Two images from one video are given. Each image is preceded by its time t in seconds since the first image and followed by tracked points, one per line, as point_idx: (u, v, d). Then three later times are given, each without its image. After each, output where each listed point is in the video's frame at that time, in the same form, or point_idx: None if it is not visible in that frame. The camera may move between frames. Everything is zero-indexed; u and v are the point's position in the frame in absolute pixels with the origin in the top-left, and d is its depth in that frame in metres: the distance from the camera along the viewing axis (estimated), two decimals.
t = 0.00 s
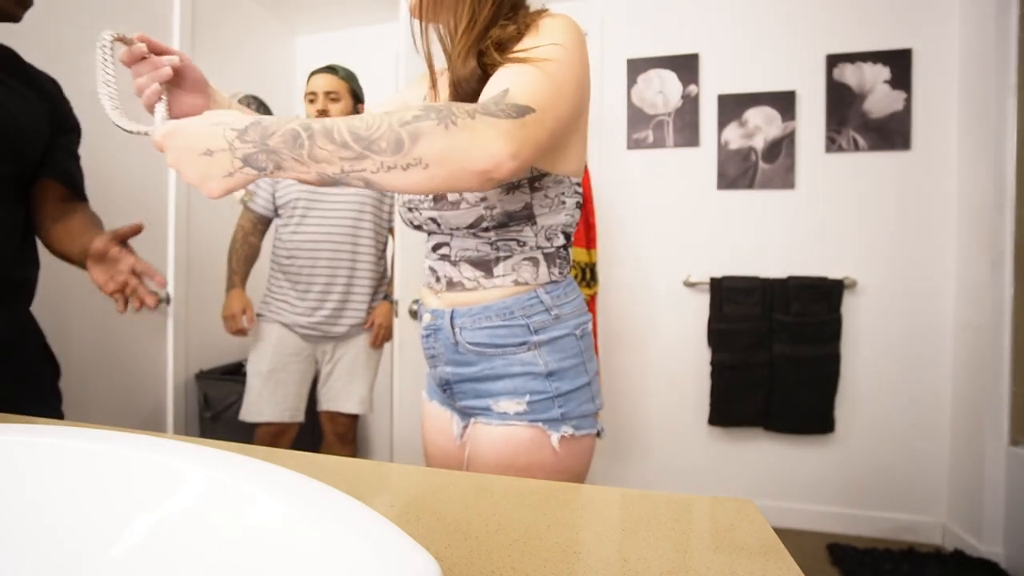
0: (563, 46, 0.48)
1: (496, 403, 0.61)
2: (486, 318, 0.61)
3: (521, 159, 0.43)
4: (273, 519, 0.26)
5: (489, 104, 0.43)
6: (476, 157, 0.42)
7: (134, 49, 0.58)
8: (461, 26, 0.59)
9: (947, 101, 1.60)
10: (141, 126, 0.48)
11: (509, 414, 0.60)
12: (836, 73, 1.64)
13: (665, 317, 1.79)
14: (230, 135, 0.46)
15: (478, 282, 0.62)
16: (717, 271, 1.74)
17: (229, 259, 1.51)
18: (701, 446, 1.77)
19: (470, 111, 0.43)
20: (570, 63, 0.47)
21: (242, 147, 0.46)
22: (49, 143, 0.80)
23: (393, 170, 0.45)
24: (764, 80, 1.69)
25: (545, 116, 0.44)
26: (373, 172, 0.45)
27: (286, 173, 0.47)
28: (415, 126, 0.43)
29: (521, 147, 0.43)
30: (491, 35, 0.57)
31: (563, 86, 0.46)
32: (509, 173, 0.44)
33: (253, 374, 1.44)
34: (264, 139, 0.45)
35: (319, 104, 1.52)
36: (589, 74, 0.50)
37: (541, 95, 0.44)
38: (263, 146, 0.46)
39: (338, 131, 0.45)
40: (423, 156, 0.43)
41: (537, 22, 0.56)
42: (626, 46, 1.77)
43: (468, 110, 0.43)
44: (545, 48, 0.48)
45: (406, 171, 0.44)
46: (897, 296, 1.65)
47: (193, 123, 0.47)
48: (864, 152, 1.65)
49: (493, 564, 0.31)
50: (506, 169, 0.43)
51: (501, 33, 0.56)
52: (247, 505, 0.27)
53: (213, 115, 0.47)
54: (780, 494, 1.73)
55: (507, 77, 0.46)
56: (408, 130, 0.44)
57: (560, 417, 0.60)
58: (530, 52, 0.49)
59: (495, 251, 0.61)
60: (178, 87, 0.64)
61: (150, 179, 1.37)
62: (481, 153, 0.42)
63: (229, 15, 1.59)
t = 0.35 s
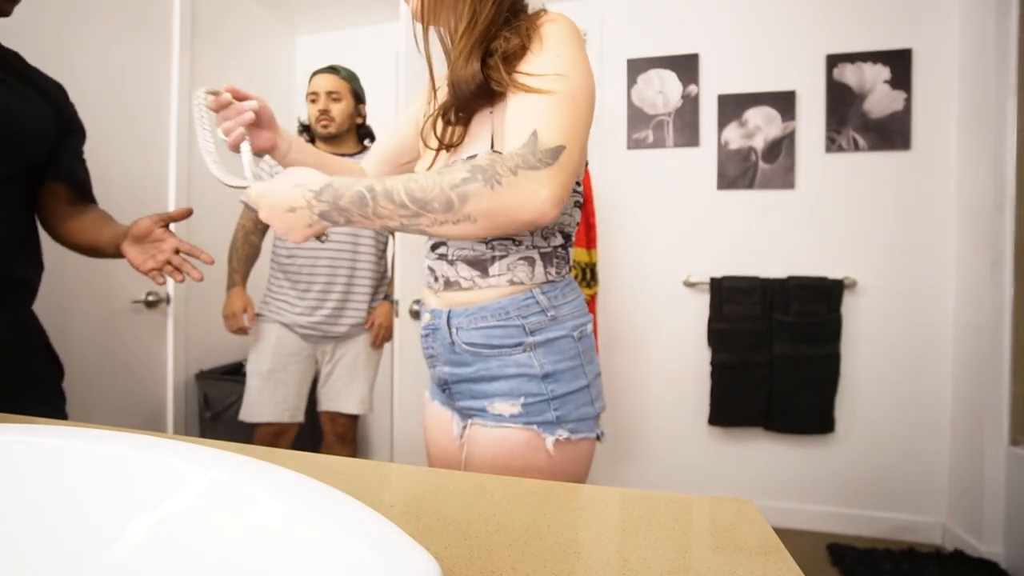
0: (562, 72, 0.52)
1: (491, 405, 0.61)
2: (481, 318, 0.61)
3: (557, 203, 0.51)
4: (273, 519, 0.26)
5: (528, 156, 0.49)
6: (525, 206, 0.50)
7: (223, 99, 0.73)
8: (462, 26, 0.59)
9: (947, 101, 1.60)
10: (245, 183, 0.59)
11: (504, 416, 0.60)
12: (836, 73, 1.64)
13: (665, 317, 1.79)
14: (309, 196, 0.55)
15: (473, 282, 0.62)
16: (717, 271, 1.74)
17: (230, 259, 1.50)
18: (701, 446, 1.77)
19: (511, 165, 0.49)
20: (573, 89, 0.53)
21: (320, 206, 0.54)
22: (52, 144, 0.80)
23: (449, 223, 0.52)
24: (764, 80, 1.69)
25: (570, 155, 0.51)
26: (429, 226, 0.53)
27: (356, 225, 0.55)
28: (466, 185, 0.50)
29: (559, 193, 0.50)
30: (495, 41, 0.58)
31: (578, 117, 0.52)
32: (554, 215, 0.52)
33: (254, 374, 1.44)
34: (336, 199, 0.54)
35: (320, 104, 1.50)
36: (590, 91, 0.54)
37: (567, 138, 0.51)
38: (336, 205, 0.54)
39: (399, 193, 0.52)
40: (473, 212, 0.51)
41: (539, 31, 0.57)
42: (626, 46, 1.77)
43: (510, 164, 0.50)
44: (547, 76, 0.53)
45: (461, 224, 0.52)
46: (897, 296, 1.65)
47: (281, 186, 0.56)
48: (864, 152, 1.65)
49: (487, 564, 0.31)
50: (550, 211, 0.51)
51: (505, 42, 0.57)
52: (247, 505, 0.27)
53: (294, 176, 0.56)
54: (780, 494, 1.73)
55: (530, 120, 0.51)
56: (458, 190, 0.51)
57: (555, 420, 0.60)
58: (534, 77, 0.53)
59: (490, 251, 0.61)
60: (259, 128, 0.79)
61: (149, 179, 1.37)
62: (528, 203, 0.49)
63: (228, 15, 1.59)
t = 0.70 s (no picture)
0: (579, 87, 0.54)
1: (494, 405, 0.61)
2: (485, 318, 0.61)
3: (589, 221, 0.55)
4: (273, 519, 0.26)
5: (560, 185, 0.52)
6: (561, 231, 0.54)
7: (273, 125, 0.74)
8: (468, 27, 0.59)
9: (947, 100, 1.60)
10: (298, 201, 0.60)
11: (507, 416, 0.60)
12: (836, 73, 1.64)
13: (665, 317, 1.79)
14: (363, 218, 0.56)
15: (477, 282, 0.62)
16: (717, 271, 1.74)
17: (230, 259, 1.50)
18: (701, 446, 1.77)
19: (548, 196, 0.52)
20: (591, 104, 0.54)
21: (374, 228, 0.56)
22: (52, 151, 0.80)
23: (490, 246, 0.55)
24: (763, 80, 1.69)
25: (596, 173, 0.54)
26: (474, 248, 0.56)
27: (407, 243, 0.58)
28: (507, 216, 0.53)
29: (589, 214, 0.55)
30: (505, 46, 0.59)
31: (598, 134, 0.55)
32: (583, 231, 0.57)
33: (253, 374, 1.44)
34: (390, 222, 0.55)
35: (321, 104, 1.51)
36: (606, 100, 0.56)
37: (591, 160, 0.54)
38: (389, 227, 0.56)
39: (445, 219, 0.55)
40: (513, 237, 0.54)
41: (549, 34, 0.58)
42: (625, 46, 1.77)
43: (545, 194, 0.52)
44: (564, 91, 0.54)
45: (501, 247, 0.55)
46: (896, 296, 1.65)
47: (333, 207, 0.57)
48: (864, 152, 1.65)
49: (490, 564, 0.31)
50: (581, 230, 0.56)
51: (517, 47, 0.58)
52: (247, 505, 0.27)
53: (344, 198, 0.57)
54: (780, 494, 1.73)
55: (557, 141, 0.53)
56: (499, 219, 0.53)
57: (558, 420, 0.60)
58: (550, 89, 0.54)
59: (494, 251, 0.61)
60: (306, 150, 0.79)
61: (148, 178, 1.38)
62: (562, 228, 0.54)
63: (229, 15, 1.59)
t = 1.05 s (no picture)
0: (585, 85, 0.53)
1: (497, 404, 0.61)
2: (488, 317, 0.61)
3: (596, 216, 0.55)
4: (273, 519, 0.26)
5: (564, 178, 0.52)
6: (565, 225, 0.53)
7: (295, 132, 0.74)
8: (474, 27, 0.59)
9: (947, 100, 1.60)
10: (315, 198, 0.63)
11: (509, 415, 0.60)
12: (836, 73, 1.64)
13: (665, 317, 1.79)
14: (376, 210, 0.58)
15: (480, 281, 0.62)
16: (717, 271, 1.74)
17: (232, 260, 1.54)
18: (701, 445, 1.77)
19: (552, 188, 0.52)
20: (596, 101, 0.54)
21: (385, 220, 0.58)
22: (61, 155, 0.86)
23: (497, 238, 0.56)
24: (763, 80, 1.69)
25: (601, 168, 0.54)
26: (481, 241, 0.56)
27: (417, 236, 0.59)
28: (512, 208, 0.53)
29: (596, 209, 0.54)
30: (513, 46, 0.59)
31: (603, 131, 0.55)
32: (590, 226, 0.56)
33: (253, 374, 1.44)
34: (400, 214, 0.57)
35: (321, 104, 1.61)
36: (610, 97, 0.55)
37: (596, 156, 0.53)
38: (400, 219, 0.57)
39: (453, 211, 0.56)
40: (519, 230, 0.54)
41: (555, 34, 0.58)
42: (625, 46, 1.77)
43: (550, 187, 0.52)
44: (570, 89, 0.54)
45: (508, 240, 0.55)
46: (896, 296, 1.65)
47: (348, 201, 0.60)
48: (864, 152, 1.65)
49: (494, 563, 0.31)
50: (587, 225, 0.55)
51: (524, 47, 0.59)
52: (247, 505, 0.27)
53: (359, 192, 0.59)
54: (780, 494, 1.73)
55: (562, 137, 0.53)
56: (505, 211, 0.54)
57: (560, 419, 0.60)
58: (556, 87, 0.55)
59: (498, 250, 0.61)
60: (323, 157, 0.79)
61: (151, 178, 1.37)
62: (567, 222, 0.53)
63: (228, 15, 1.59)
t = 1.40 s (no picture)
0: (591, 83, 0.53)
1: (497, 404, 0.61)
2: (488, 317, 0.61)
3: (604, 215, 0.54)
4: (272, 519, 0.26)
5: (575, 176, 0.52)
6: (577, 223, 0.53)
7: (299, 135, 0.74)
8: (480, 24, 0.60)
9: (947, 100, 1.60)
10: (321, 196, 0.62)
11: (509, 415, 0.60)
12: (836, 72, 1.64)
13: (665, 317, 1.79)
14: (388, 206, 0.58)
15: (481, 280, 0.62)
16: (717, 271, 1.74)
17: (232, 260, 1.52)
18: (701, 445, 1.77)
19: (565, 187, 0.52)
20: (600, 99, 0.54)
21: (398, 216, 0.57)
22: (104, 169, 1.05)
23: (508, 236, 0.55)
24: (763, 80, 1.69)
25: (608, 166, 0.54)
26: (491, 239, 0.56)
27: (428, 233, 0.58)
28: (525, 206, 0.53)
29: (606, 208, 0.54)
30: (520, 45, 0.59)
31: (610, 129, 0.54)
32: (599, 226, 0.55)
33: (253, 374, 1.44)
34: (413, 210, 0.57)
35: (320, 105, 1.52)
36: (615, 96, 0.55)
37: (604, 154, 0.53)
38: (412, 215, 0.57)
39: (465, 208, 0.55)
40: (531, 228, 0.53)
41: (562, 33, 0.58)
42: (625, 46, 1.77)
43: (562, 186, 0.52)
44: (574, 87, 0.54)
45: (519, 237, 0.55)
46: (896, 295, 1.65)
47: (360, 197, 0.59)
48: (864, 152, 1.65)
49: (496, 562, 0.31)
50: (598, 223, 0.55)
51: (530, 45, 0.59)
52: (247, 505, 0.27)
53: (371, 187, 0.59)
54: (780, 494, 1.73)
55: (569, 135, 0.53)
56: (517, 209, 0.53)
57: (561, 418, 0.60)
58: (557, 84, 0.55)
59: (499, 250, 0.61)
60: (328, 160, 0.79)
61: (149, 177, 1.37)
62: (579, 221, 0.53)
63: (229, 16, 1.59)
